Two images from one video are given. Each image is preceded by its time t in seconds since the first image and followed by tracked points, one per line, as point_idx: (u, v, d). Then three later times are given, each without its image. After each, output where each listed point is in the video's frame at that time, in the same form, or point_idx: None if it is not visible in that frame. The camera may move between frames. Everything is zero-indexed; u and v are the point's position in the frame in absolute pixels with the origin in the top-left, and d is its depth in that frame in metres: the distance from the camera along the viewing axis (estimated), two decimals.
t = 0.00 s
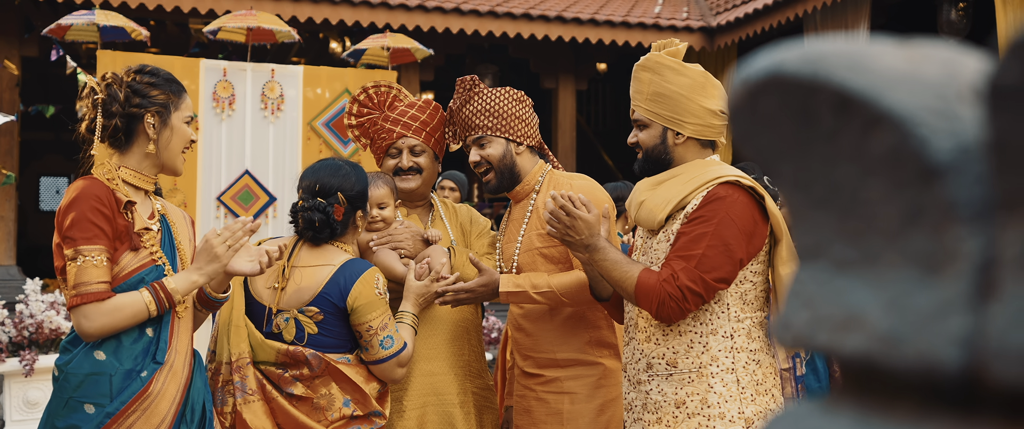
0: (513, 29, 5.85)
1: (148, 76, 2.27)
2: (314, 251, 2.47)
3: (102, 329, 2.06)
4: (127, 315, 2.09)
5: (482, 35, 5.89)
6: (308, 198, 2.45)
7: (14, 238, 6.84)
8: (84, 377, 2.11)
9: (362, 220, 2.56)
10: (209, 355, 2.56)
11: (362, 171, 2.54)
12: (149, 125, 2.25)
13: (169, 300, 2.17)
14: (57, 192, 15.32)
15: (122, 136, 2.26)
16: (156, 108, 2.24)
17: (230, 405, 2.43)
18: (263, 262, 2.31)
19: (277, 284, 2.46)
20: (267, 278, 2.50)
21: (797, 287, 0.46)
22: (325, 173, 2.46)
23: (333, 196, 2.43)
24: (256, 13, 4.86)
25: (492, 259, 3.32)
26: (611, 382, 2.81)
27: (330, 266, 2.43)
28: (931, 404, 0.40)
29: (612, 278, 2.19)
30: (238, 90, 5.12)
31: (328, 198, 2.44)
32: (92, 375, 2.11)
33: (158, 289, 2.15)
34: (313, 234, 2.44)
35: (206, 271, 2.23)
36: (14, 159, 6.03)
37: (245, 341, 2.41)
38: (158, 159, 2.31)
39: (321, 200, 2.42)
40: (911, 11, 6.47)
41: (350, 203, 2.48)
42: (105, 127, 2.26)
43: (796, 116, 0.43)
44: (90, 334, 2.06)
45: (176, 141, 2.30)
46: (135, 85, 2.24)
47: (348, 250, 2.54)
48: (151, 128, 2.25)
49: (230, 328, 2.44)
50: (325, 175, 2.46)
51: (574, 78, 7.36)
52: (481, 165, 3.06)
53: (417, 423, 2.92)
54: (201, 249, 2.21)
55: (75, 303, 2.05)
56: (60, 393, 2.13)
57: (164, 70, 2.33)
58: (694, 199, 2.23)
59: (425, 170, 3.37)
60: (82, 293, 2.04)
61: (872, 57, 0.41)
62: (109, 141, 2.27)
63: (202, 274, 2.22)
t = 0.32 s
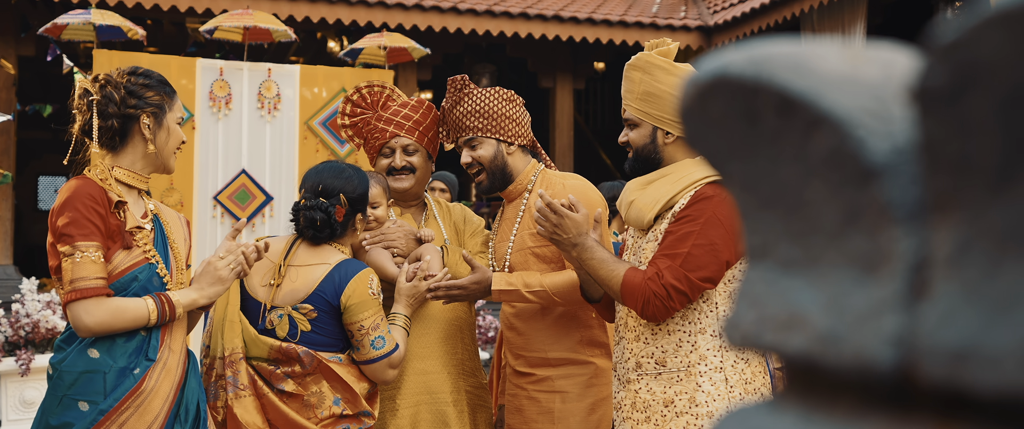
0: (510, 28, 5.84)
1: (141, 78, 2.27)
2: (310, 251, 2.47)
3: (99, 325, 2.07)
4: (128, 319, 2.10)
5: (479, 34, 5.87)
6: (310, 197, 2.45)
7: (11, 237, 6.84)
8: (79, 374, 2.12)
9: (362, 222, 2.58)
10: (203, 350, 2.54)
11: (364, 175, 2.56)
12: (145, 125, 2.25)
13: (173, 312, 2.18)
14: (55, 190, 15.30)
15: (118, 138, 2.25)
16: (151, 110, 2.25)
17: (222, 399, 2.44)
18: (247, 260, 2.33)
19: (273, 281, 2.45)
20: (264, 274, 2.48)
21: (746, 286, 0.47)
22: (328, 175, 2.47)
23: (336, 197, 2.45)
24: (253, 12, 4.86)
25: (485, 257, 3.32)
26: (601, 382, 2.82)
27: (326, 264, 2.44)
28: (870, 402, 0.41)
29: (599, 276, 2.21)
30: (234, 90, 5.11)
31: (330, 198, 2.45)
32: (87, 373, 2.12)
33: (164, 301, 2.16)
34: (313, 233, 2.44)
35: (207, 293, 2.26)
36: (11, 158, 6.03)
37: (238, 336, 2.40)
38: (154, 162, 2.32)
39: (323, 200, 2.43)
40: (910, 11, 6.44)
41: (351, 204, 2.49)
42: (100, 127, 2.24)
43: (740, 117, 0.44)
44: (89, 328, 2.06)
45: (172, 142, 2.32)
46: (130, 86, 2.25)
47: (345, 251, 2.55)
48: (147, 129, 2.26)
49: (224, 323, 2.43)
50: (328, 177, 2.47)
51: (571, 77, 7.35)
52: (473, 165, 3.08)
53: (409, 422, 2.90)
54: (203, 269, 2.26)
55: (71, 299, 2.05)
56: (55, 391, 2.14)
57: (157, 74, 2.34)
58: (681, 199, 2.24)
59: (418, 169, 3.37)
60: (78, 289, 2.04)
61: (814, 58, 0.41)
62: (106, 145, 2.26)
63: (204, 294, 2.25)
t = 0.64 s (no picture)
0: (508, 27, 5.82)
1: (133, 79, 2.28)
2: (309, 251, 2.49)
3: (84, 329, 2.06)
4: (111, 314, 2.09)
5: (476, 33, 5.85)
6: (314, 200, 2.48)
7: (9, 236, 6.84)
8: (70, 374, 2.10)
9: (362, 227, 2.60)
10: (197, 345, 2.55)
11: (369, 181, 2.58)
12: (139, 126, 2.25)
13: (156, 300, 2.16)
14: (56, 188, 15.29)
15: (112, 139, 2.25)
16: (144, 110, 2.25)
17: (214, 393, 2.43)
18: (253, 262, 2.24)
19: (270, 279, 2.47)
20: (261, 272, 2.50)
21: (697, 288, 0.47)
22: (333, 179, 2.50)
23: (339, 201, 2.47)
24: (250, 11, 4.85)
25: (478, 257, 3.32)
26: (594, 381, 2.83)
27: (324, 265, 2.46)
28: (812, 404, 0.41)
29: (588, 273, 2.21)
30: (230, 89, 5.12)
31: (334, 202, 2.47)
32: (78, 372, 2.10)
33: (143, 288, 2.14)
34: (315, 235, 2.46)
35: (191, 271, 2.20)
36: (8, 158, 6.03)
37: (235, 331, 2.40)
38: (147, 162, 2.32)
39: (327, 202, 2.45)
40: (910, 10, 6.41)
41: (354, 209, 2.52)
42: (94, 130, 2.23)
43: (688, 121, 0.44)
44: (76, 333, 2.06)
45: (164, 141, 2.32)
46: (122, 88, 2.24)
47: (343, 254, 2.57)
48: (141, 130, 2.26)
49: (220, 318, 2.44)
50: (333, 181, 2.50)
51: (569, 76, 7.33)
52: (464, 169, 3.12)
53: (402, 422, 2.89)
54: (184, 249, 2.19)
55: (60, 302, 2.05)
56: (47, 391, 2.13)
57: (150, 74, 2.33)
58: (670, 198, 2.25)
59: (411, 169, 3.38)
60: (67, 292, 2.05)
61: (756, 63, 0.42)
62: (100, 147, 2.25)
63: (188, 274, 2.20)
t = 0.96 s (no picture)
0: (504, 29, 5.80)
1: (123, 82, 2.22)
2: (306, 255, 2.49)
3: (80, 327, 2.00)
4: (110, 319, 2.04)
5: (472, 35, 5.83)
6: (315, 204, 2.49)
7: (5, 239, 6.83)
8: (58, 375, 2.08)
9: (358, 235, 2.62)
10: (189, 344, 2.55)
11: (368, 189, 2.60)
12: (129, 129, 2.19)
13: (155, 312, 2.13)
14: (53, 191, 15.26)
15: (102, 142, 2.19)
16: (135, 113, 2.20)
17: (206, 392, 2.42)
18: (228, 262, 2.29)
19: (265, 279, 2.46)
20: (256, 272, 2.50)
21: (642, 292, 0.47)
22: (334, 185, 2.52)
23: (339, 207, 2.49)
24: (245, 13, 4.83)
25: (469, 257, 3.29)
26: (585, 382, 2.84)
27: (320, 268, 2.47)
28: (749, 406, 0.41)
29: (577, 278, 2.21)
30: (226, 91, 5.10)
31: (334, 207, 2.49)
32: (65, 374, 2.08)
33: (146, 300, 2.11)
34: (315, 239, 2.47)
35: (188, 290, 2.24)
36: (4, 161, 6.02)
37: (227, 331, 2.40)
38: (139, 165, 2.26)
39: (327, 207, 2.47)
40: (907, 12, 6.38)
41: (353, 216, 2.54)
42: (83, 133, 2.18)
43: (632, 127, 0.44)
44: (70, 332, 1.99)
45: (156, 145, 2.27)
46: (113, 91, 2.19)
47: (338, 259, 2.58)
48: (132, 133, 2.20)
49: (214, 318, 2.44)
50: (334, 187, 2.52)
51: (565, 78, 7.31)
52: (454, 171, 3.13)
53: (392, 423, 2.89)
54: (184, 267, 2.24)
55: (53, 301, 1.99)
56: (34, 392, 2.11)
57: (141, 77, 2.27)
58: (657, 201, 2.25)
59: (402, 171, 3.36)
60: (60, 291, 1.99)
61: (695, 69, 0.42)
62: (90, 150, 2.19)
63: (185, 292, 2.23)
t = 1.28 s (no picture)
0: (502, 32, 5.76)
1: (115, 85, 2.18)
2: (303, 259, 2.49)
3: (65, 332, 2.00)
4: (90, 319, 2.02)
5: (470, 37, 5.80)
6: (315, 209, 2.50)
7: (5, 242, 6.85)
8: (49, 378, 2.03)
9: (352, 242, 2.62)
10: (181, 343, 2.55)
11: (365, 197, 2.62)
12: (120, 133, 2.15)
13: (135, 304, 2.09)
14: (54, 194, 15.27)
15: (93, 146, 2.15)
16: (127, 116, 2.15)
17: (199, 391, 2.40)
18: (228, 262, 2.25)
19: (261, 282, 2.45)
20: (252, 275, 2.48)
21: (588, 296, 0.47)
22: (334, 191, 2.53)
23: (338, 213, 2.49)
24: (243, 16, 4.81)
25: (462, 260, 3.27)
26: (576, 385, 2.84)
27: (315, 273, 2.46)
28: (684, 410, 0.41)
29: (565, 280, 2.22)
30: (224, 94, 5.07)
31: (333, 212, 2.49)
32: (57, 376, 2.03)
33: (123, 293, 2.07)
34: (313, 244, 2.46)
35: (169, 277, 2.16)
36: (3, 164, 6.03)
37: (221, 332, 2.39)
38: (129, 168, 2.22)
39: (327, 212, 2.47)
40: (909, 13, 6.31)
41: (351, 222, 2.54)
42: (73, 136, 2.14)
43: (572, 134, 0.44)
44: (55, 338, 1.99)
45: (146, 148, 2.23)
46: (104, 94, 2.15)
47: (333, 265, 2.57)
48: (123, 137, 2.16)
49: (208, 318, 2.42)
50: (334, 193, 2.53)
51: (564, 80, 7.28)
52: (447, 172, 3.13)
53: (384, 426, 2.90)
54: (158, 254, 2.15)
55: (38, 306, 1.99)
56: (25, 395, 2.06)
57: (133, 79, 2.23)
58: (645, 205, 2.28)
59: (396, 174, 3.37)
60: (45, 296, 1.99)
61: (632, 77, 0.43)
62: (80, 153, 2.16)
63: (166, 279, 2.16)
